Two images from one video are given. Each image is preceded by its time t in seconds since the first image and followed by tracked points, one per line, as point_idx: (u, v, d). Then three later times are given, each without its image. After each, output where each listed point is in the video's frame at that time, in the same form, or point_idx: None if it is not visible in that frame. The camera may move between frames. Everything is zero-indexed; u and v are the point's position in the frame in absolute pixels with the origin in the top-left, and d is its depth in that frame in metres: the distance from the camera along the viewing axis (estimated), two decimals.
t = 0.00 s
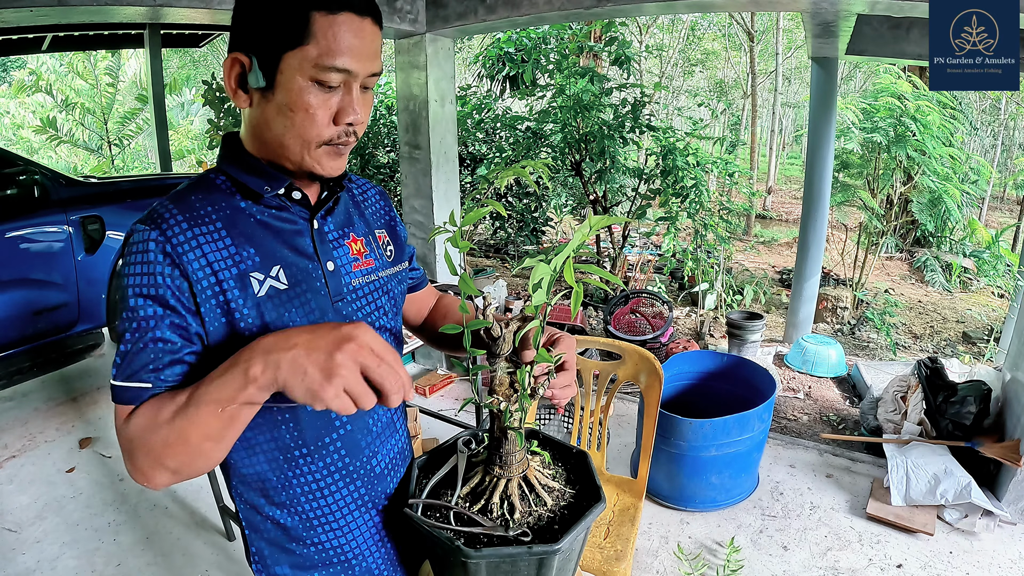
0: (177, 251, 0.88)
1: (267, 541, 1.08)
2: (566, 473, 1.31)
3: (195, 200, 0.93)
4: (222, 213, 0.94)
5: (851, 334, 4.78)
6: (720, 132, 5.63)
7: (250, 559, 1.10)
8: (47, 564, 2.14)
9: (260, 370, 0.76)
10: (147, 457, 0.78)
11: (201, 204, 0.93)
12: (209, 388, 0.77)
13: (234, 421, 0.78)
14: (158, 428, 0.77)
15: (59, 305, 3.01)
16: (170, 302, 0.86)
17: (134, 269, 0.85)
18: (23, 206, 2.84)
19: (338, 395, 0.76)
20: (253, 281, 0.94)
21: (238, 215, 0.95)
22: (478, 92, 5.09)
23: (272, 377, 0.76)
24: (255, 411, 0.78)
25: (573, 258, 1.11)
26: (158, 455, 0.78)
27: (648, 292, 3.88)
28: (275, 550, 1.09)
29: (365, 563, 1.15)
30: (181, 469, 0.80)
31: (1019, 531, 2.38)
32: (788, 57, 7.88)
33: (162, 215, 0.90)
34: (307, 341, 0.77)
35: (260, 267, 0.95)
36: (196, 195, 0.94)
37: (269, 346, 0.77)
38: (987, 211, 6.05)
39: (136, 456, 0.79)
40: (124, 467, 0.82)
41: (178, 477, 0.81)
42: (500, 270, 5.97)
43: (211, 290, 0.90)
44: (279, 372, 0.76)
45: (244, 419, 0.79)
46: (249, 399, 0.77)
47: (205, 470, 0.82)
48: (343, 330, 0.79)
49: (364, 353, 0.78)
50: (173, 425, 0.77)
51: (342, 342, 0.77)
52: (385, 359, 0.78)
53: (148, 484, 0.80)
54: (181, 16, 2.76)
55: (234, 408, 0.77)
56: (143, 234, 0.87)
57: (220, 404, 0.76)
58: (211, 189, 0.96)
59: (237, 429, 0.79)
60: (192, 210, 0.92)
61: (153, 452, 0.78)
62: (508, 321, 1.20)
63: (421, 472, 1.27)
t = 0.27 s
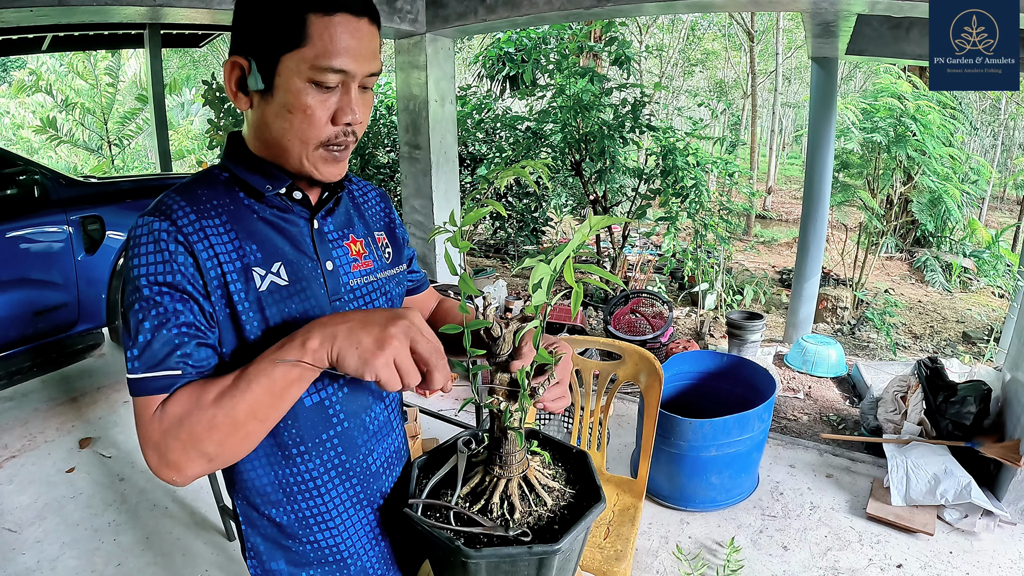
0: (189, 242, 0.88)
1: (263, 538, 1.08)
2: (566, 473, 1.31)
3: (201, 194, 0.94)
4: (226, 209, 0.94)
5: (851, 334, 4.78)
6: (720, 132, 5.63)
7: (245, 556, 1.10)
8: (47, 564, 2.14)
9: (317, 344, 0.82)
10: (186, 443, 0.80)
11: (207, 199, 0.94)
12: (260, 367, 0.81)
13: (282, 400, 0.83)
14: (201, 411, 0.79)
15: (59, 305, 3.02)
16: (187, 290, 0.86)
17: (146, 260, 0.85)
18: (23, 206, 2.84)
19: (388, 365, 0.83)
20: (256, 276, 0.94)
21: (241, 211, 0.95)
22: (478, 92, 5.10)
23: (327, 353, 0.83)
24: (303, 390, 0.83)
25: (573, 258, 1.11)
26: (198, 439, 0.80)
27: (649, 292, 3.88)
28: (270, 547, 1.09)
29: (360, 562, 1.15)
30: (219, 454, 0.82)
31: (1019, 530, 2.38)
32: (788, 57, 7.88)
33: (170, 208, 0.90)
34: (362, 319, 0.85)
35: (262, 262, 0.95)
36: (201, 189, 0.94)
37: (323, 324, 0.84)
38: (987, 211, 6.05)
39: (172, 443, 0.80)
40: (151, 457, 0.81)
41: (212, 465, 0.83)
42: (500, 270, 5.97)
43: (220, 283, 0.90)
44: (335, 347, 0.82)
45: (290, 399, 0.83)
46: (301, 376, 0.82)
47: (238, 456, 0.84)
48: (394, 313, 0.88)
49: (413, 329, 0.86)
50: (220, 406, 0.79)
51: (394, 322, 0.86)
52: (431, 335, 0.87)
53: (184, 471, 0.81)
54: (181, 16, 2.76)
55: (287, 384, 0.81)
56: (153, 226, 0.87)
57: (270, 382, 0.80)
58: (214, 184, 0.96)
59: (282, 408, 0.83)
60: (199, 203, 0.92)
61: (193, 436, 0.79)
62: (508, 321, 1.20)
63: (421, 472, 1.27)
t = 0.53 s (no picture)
0: (194, 241, 0.88)
1: (264, 535, 1.08)
2: (566, 473, 1.31)
3: (203, 194, 0.94)
4: (227, 209, 0.94)
5: (851, 334, 4.78)
6: (720, 132, 5.63)
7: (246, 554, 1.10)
8: (47, 564, 2.14)
9: (335, 349, 0.84)
10: (200, 441, 0.81)
11: (209, 199, 0.94)
12: (278, 369, 0.82)
13: (297, 402, 0.84)
14: (216, 411, 0.81)
15: (59, 305, 3.02)
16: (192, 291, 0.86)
17: (151, 259, 0.85)
18: (23, 206, 2.83)
19: (404, 370, 0.84)
20: (257, 276, 0.94)
21: (243, 211, 0.95)
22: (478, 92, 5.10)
23: (343, 357, 0.84)
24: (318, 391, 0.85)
25: (573, 258, 1.11)
26: (213, 438, 0.81)
27: (649, 292, 3.88)
28: (271, 545, 1.09)
29: (360, 561, 1.15)
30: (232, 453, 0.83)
31: (1019, 531, 2.38)
32: (788, 57, 7.89)
33: (173, 207, 0.90)
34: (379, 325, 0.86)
35: (263, 261, 0.94)
36: (203, 189, 0.95)
37: (341, 330, 0.85)
38: (987, 211, 6.05)
39: (185, 441, 0.81)
40: (161, 457, 0.82)
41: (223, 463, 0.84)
42: (500, 270, 5.96)
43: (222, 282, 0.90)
44: (353, 351, 0.84)
45: (305, 401, 0.85)
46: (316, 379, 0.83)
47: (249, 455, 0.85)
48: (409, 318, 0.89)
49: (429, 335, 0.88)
50: (235, 406, 0.80)
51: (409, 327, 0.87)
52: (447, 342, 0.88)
53: (195, 468, 0.82)
54: (181, 16, 2.76)
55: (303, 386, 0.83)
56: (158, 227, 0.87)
57: (287, 384, 0.82)
58: (216, 184, 0.97)
59: (296, 409, 0.85)
60: (202, 202, 0.92)
61: (208, 436, 0.81)
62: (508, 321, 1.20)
63: (421, 472, 1.27)
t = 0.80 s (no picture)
0: (188, 247, 0.88)
1: (267, 536, 1.08)
2: (566, 473, 1.31)
3: (201, 196, 0.94)
4: (225, 211, 0.94)
5: (851, 334, 4.78)
6: (720, 132, 5.63)
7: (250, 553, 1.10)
8: (47, 564, 2.14)
9: (304, 365, 0.82)
10: (175, 447, 0.81)
11: (207, 201, 0.94)
12: (247, 382, 0.81)
13: (269, 413, 0.83)
14: (190, 419, 0.80)
15: (59, 305, 3.03)
16: (184, 294, 0.86)
17: (146, 265, 0.86)
18: (22, 206, 2.83)
19: (374, 389, 0.82)
20: (254, 278, 0.94)
21: (241, 213, 0.95)
22: (478, 92, 5.10)
23: (313, 372, 0.82)
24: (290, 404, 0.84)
25: (573, 258, 1.11)
26: (187, 445, 0.81)
27: (649, 292, 3.88)
28: (274, 545, 1.09)
29: (364, 561, 1.15)
30: (207, 459, 0.83)
31: (1019, 531, 2.38)
32: (788, 57, 7.89)
33: (169, 211, 0.90)
34: (349, 341, 0.84)
35: (261, 265, 0.95)
36: (202, 191, 0.95)
37: (311, 345, 0.83)
38: (987, 211, 6.05)
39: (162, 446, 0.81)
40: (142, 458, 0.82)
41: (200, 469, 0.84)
42: (500, 270, 5.96)
43: (217, 285, 0.91)
44: (323, 366, 0.82)
45: (278, 412, 0.84)
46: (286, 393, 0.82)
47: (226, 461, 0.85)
48: (382, 332, 0.86)
49: (400, 352, 0.86)
50: (208, 416, 0.80)
51: (381, 343, 0.85)
52: (420, 360, 0.86)
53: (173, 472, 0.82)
54: (181, 16, 2.76)
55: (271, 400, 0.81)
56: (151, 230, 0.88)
57: (258, 396, 0.81)
58: (215, 186, 0.97)
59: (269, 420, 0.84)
60: (199, 205, 0.92)
61: (182, 443, 0.80)
62: (508, 321, 1.20)
63: (421, 472, 1.27)
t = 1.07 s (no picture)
0: (181, 247, 0.89)
1: (268, 536, 1.08)
2: (566, 473, 1.31)
3: (199, 197, 0.94)
4: (223, 212, 0.94)
5: (851, 334, 4.79)
6: (720, 132, 5.63)
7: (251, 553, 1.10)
8: (47, 564, 2.14)
9: (238, 327, 0.76)
10: (141, 442, 0.78)
11: (205, 202, 0.94)
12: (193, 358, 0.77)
13: (220, 392, 0.78)
14: (150, 406, 0.77)
15: (59, 305, 3.03)
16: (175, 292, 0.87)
17: (139, 266, 0.86)
18: (22, 206, 2.83)
19: (308, 345, 0.75)
20: (250, 278, 0.93)
21: (239, 214, 0.95)
22: (478, 92, 5.10)
23: (251, 337, 0.77)
24: (241, 376, 0.79)
25: (573, 258, 1.11)
26: (152, 437, 0.77)
27: (648, 292, 3.88)
28: (274, 545, 1.09)
29: (364, 561, 1.15)
30: (175, 452, 0.78)
31: (1019, 531, 2.38)
32: (788, 57, 7.90)
33: (167, 210, 0.91)
34: (284, 297, 0.77)
35: (258, 265, 0.94)
36: (200, 193, 0.95)
37: (246, 307, 0.78)
38: (987, 211, 6.05)
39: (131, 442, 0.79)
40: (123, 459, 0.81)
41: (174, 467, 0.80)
42: (500, 270, 5.96)
43: (211, 285, 0.91)
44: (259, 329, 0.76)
45: (231, 391, 0.78)
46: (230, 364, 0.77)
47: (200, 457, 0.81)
48: (320, 287, 0.80)
49: (339, 306, 0.78)
50: (165, 400, 0.77)
51: (316, 296, 0.78)
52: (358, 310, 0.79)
53: (148, 473, 0.79)
54: (181, 15, 2.76)
55: (218, 372, 0.77)
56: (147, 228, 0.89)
57: (204, 371, 0.77)
58: (213, 187, 0.97)
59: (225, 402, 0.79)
60: (196, 206, 0.93)
61: (144, 435, 0.78)
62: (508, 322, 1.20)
63: (421, 472, 1.27)
